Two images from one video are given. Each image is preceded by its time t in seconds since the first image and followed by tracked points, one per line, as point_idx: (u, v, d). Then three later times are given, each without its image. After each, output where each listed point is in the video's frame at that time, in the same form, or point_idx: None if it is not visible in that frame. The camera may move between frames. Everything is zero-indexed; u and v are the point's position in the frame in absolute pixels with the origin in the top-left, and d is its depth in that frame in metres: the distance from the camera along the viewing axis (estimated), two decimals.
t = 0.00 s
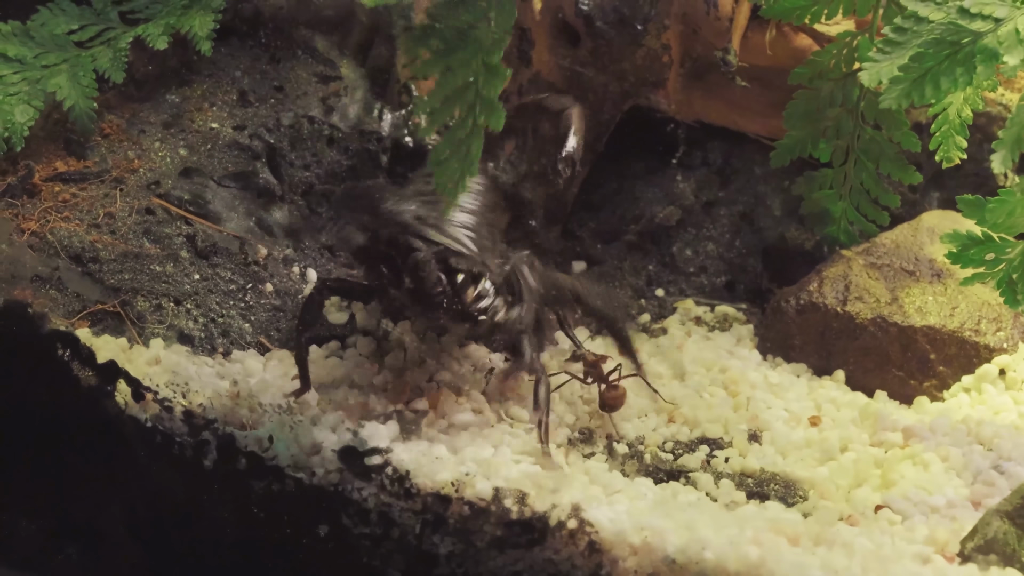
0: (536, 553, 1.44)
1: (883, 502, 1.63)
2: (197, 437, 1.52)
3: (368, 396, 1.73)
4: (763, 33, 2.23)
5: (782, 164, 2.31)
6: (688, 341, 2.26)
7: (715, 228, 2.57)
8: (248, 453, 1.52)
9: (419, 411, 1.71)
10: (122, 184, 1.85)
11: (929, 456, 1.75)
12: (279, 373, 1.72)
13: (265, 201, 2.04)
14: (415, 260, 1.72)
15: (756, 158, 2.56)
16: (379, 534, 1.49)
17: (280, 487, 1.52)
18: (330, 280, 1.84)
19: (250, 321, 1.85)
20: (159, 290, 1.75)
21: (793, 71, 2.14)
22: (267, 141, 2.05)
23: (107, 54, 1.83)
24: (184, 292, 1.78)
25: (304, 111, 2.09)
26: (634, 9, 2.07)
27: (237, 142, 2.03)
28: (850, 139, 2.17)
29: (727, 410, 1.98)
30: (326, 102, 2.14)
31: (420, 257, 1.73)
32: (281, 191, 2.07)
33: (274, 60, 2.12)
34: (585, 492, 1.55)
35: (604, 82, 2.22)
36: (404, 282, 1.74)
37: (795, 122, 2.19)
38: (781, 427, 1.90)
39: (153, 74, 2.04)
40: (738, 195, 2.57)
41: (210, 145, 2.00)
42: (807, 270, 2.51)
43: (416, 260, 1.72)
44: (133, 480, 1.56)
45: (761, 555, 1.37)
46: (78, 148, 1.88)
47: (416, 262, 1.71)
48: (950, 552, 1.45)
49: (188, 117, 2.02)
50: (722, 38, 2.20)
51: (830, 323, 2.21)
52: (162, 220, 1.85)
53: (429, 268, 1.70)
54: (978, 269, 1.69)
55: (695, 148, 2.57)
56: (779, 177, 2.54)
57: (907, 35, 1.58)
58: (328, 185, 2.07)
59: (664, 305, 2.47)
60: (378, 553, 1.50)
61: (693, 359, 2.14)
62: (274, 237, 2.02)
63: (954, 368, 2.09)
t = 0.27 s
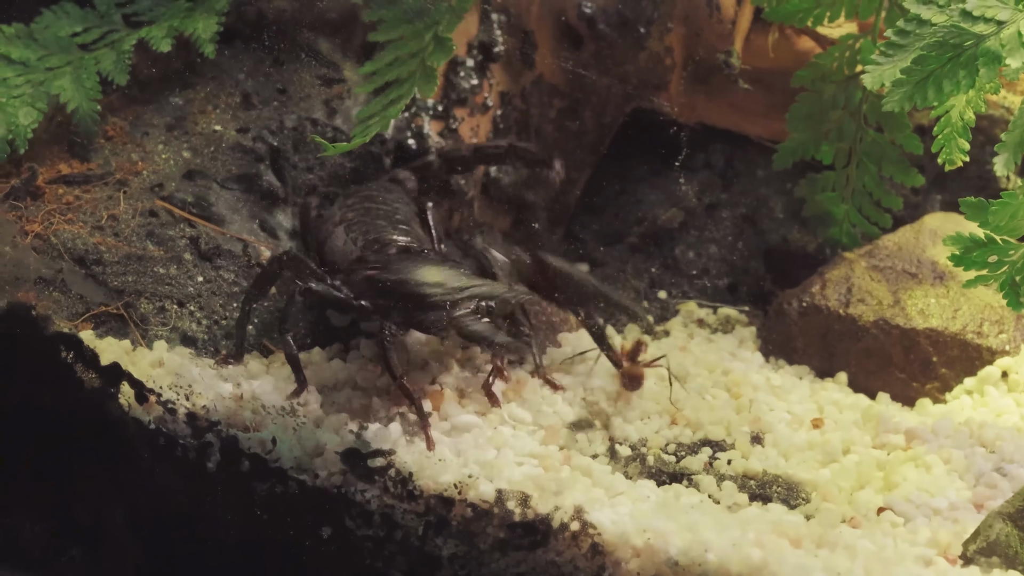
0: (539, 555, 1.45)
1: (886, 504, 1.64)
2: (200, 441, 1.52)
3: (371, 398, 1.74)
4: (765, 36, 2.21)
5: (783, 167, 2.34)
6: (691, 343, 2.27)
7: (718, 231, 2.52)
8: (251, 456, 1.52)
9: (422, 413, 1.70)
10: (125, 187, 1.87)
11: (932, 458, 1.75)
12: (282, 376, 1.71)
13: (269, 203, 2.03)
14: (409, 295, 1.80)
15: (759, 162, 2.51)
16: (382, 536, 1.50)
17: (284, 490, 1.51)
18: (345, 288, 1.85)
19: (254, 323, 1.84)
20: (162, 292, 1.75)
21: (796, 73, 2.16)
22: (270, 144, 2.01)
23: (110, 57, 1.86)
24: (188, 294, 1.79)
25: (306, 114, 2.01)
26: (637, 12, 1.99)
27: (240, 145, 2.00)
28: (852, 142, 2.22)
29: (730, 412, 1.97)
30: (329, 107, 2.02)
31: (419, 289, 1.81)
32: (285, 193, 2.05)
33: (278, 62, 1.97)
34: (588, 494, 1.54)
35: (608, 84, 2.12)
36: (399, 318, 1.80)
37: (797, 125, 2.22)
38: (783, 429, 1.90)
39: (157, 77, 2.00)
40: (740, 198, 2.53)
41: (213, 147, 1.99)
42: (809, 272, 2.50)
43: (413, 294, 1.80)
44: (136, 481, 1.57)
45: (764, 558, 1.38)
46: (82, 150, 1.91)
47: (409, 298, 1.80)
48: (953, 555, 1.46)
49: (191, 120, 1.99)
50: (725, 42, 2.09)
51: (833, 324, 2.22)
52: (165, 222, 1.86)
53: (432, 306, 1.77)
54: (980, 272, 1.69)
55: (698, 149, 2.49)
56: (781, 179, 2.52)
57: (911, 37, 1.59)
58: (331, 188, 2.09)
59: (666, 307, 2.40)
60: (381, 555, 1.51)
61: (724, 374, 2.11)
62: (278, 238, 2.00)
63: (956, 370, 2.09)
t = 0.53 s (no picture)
0: (536, 556, 1.46)
1: (882, 506, 1.64)
2: (197, 442, 1.55)
3: (368, 400, 1.74)
4: (762, 38, 2.24)
5: (779, 168, 2.33)
6: (688, 344, 2.23)
7: (715, 232, 2.40)
8: (247, 458, 1.54)
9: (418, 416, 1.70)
10: (122, 189, 1.89)
11: (928, 460, 1.75)
12: (279, 377, 1.72)
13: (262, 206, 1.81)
14: (425, 306, 1.78)
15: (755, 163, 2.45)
16: (379, 538, 1.50)
17: (280, 491, 1.53)
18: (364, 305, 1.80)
19: (252, 325, 1.83)
20: (159, 294, 1.80)
21: (793, 74, 2.18)
22: (267, 146, 1.75)
23: (108, 59, 1.88)
24: (184, 296, 1.81)
25: (302, 113, 1.68)
26: (633, 14, 1.95)
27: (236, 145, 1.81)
28: (849, 144, 2.23)
29: (727, 414, 1.98)
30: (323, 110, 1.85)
31: (438, 299, 1.77)
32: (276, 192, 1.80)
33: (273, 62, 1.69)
34: (584, 496, 1.54)
35: (605, 87, 2.00)
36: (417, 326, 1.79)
37: (794, 125, 2.22)
38: (780, 430, 1.90)
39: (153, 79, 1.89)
40: (738, 200, 2.43)
41: (209, 148, 1.85)
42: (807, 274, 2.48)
43: (432, 305, 1.77)
44: (134, 483, 1.57)
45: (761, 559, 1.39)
46: (79, 152, 1.92)
47: (427, 311, 1.78)
48: (950, 556, 1.47)
49: (188, 122, 1.85)
50: (723, 44, 2.14)
51: (830, 326, 2.23)
52: (162, 224, 1.88)
53: (451, 321, 1.75)
54: (976, 273, 1.69)
55: (695, 151, 2.33)
56: (778, 180, 2.46)
57: (907, 39, 1.59)
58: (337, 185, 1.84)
59: (664, 309, 2.27)
60: (378, 557, 1.51)
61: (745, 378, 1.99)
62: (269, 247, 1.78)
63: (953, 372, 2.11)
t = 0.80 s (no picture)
0: (531, 557, 1.46)
1: (878, 506, 1.65)
2: (193, 442, 1.56)
3: (363, 400, 1.74)
4: (758, 39, 2.29)
5: (775, 169, 2.34)
6: (684, 346, 2.20)
7: (710, 232, 2.21)
8: (243, 458, 1.54)
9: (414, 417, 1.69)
10: (119, 189, 1.87)
11: (924, 460, 1.75)
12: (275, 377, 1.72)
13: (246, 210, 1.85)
14: (408, 310, 1.90)
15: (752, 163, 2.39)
16: (375, 539, 1.51)
17: (276, 492, 1.53)
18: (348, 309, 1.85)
19: (249, 327, 1.79)
20: (155, 295, 1.79)
21: (790, 75, 2.20)
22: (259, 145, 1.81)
23: (103, 59, 1.89)
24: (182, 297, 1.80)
25: (298, 115, 1.73)
26: (629, 15, 1.91)
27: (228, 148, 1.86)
28: (845, 144, 2.26)
29: (723, 414, 1.99)
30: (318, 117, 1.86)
31: (421, 302, 1.90)
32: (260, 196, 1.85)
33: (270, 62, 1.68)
34: (580, 496, 1.54)
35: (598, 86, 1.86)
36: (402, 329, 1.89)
37: (790, 126, 2.24)
38: (776, 431, 1.90)
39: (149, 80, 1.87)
40: (733, 200, 2.29)
41: (207, 149, 1.89)
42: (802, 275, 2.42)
43: (414, 309, 1.90)
44: (130, 484, 1.58)
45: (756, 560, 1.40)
46: (75, 153, 1.90)
47: (410, 313, 1.90)
48: (945, 556, 1.48)
49: (184, 122, 1.87)
50: (719, 44, 2.13)
51: (827, 326, 2.24)
52: (159, 225, 1.88)
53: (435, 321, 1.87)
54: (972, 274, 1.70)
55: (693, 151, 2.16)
56: (774, 180, 2.41)
57: (903, 39, 1.59)
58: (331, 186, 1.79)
59: (660, 309, 2.12)
60: (374, 558, 1.51)
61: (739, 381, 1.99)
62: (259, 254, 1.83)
63: (948, 372, 2.12)
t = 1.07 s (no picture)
0: (521, 556, 1.45)
1: (869, 505, 1.65)
2: (183, 442, 1.54)
3: (353, 400, 1.75)
4: (748, 38, 2.29)
5: (766, 168, 2.34)
6: (674, 344, 2.20)
7: (700, 232, 2.28)
8: (233, 458, 1.54)
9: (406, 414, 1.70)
10: (108, 189, 1.90)
11: (914, 459, 1.76)
12: (265, 376, 1.72)
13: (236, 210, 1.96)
14: (396, 311, 1.85)
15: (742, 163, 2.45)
16: (364, 538, 1.50)
17: (266, 492, 1.53)
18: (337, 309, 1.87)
19: (239, 324, 1.83)
20: (144, 293, 1.81)
21: (779, 75, 2.20)
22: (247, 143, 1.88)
23: (94, 59, 1.87)
24: (171, 296, 1.83)
25: (288, 115, 1.76)
26: (619, 14, 1.93)
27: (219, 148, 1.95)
28: (835, 143, 2.26)
29: (713, 413, 1.98)
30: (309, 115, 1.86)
31: (409, 304, 1.84)
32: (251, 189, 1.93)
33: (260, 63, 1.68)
34: (570, 496, 1.55)
35: (590, 86, 1.88)
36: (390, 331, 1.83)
37: (781, 125, 2.25)
38: (766, 430, 1.90)
39: (139, 79, 1.85)
40: (724, 199, 2.37)
41: (196, 149, 1.97)
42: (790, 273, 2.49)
43: (401, 310, 1.84)
44: (120, 484, 1.58)
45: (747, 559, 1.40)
46: (65, 152, 1.88)
47: (398, 314, 1.84)
48: (935, 556, 1.48)
49: (174, 122, 1.89)
50: (709, 44, 2.14)
51: (816, 326, 2.22)
52: (148, 225, 1.93)
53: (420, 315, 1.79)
54: (962, 273, 1.70)
55: (682, 150, 2.23)
56: (764, 180, 2.45)
57: (892, 39, 1.59)
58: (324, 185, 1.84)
59: (650, 309, 2.14)
60: (364, 557, 1.51)
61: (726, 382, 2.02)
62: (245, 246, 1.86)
63: (938, 371, 2.12)
